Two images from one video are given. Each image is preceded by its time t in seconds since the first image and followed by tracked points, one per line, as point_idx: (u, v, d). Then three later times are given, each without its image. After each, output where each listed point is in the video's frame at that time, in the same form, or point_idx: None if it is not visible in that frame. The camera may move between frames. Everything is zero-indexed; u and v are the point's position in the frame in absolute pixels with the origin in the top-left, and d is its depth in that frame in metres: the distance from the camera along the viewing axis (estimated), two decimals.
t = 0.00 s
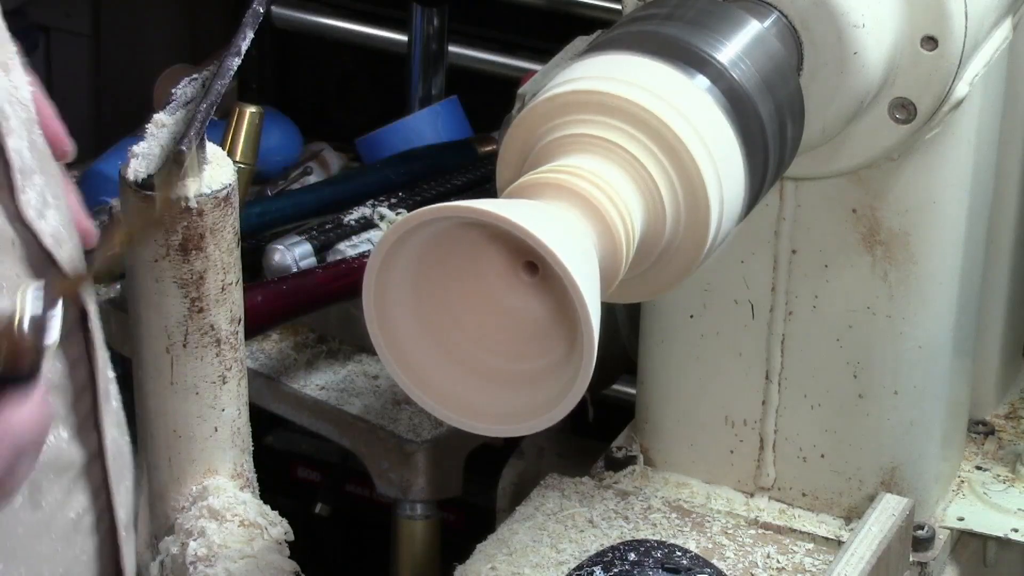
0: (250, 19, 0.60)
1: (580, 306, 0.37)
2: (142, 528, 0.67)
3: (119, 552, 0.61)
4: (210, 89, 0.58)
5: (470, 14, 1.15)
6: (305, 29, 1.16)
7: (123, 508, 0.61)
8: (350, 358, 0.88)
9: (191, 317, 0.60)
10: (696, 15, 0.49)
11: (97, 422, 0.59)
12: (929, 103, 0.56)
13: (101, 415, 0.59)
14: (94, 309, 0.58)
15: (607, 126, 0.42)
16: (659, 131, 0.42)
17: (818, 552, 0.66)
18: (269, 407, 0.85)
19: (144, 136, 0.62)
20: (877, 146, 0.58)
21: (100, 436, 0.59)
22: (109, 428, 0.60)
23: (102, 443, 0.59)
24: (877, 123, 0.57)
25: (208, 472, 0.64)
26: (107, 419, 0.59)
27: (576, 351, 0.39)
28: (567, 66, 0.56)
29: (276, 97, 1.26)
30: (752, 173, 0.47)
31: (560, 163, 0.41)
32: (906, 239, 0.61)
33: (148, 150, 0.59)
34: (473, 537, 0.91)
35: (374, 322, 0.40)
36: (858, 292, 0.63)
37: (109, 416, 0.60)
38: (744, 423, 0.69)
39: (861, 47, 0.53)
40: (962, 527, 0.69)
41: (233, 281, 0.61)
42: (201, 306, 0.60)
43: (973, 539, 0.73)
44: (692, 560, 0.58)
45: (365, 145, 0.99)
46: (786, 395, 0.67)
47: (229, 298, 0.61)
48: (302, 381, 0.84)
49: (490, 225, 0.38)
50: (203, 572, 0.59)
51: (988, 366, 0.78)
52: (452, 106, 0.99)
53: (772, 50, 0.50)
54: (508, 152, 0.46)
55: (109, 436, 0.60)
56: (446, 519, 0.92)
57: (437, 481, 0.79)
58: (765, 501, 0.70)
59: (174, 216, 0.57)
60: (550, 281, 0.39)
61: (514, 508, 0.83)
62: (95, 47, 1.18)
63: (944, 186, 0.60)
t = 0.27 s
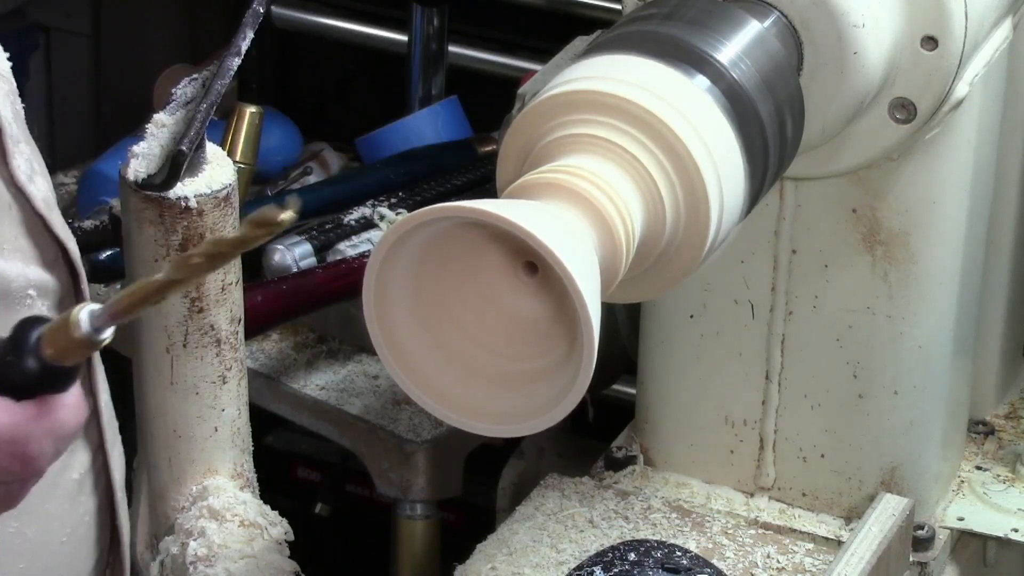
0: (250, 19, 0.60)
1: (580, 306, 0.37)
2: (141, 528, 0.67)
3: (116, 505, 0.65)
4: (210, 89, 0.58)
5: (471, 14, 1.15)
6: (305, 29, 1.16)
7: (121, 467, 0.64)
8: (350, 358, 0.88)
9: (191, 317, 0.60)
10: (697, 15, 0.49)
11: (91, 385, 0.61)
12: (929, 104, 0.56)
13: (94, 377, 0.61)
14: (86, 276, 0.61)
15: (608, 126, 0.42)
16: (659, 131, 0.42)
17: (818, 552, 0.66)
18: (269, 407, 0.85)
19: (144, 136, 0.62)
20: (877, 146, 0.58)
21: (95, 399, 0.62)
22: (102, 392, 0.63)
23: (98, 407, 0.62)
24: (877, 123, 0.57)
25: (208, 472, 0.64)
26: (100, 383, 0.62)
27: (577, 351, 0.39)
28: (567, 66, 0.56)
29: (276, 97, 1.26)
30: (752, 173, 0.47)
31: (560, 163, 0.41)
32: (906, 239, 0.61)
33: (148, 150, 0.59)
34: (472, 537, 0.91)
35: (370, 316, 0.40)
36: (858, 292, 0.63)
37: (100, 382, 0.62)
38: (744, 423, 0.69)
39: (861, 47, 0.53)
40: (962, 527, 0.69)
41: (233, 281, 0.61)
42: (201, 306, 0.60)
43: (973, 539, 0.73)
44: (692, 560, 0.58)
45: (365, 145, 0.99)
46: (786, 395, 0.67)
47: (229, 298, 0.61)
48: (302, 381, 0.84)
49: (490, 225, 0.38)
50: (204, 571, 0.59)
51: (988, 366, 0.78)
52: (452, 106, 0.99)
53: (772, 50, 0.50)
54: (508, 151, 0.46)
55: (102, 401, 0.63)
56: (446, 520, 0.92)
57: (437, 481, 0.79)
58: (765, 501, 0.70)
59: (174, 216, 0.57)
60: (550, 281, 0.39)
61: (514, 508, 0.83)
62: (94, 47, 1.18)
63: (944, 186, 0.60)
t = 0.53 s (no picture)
0: (250, 19, 0.60)
1: (581, 306, 0.37)
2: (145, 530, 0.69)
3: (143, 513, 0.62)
4: (210, 89, 0.58)
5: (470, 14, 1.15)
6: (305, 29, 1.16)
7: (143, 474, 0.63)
8: (350, 358, 0.88)
9: (191, 317, 0.60)
10: (697, 15, 0.49)
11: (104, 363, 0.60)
12: (929, 104, 0.56)
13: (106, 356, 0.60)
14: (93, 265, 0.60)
15: (607, 126, 0.42)
16: (659, 131, 0.42)
17: (818, 552, 0.66)
18: (269, 407, 0.85)
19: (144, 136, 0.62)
20: (877, 146, 0.58)
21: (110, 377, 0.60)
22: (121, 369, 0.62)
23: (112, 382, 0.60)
24: (877, 123, 0.57)
25: (208, 472, 0.64)
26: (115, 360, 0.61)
27: (577, 352, 0.39)
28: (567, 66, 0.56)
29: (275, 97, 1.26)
30: (752, 173, 0.47)
31: (560, 163, 0.41)
32: (906, 239, 0.61)
33: (148, 150, 0.59)
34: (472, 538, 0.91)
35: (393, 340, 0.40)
36: (858, 292, 0.63)
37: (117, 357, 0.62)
38: (744, 423, 0.69)
39: (861, 47, 0.53)
40: (962, 527, 0.69)
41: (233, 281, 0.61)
42: (201, 306, 0.60)
43: (974, 539, 0.73)
44: (692, 561, 0.58)
45: (365, 145, 0.99)
46: (787, 395, 0.67)
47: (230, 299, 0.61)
48: (302, 381, 0.84)
49: (490, 225, 0.38)
50: (204, 571, 0.59)
51: (988, 365, 0.78)
52: (452, 106, 0.99)
53: (773, 49, 0.50)
54: (508, 151, 0.46)
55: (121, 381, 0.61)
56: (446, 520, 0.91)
57: (437, 481, 0.79)
58: (766, 501, 0.70)
59: (174, 216, 0.57)
60: (550, 281, 0.39)
61: (514, 508, 0.83)
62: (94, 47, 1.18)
63: (944, 186, 0.60)
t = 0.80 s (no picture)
0: (250, 19, 0.60)
1: (581, 306, 0.37)
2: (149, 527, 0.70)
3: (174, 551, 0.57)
4: (210, 89, 0.58)
5: (470, 14, 1.15)
6: (304, 29, 1.16)
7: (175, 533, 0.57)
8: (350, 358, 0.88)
9: (191, 317, 0.60)
10: (697, 15, 0.49)
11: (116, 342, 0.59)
12: (929, 103, 0.56)
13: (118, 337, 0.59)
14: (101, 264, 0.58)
15: (607, 126, 0.42)
16: (659, 131, 0.42)
17: (818, 552, 0.66)
18: (270, 407, 0.85)
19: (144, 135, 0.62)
20: (877, 146, 0.58)
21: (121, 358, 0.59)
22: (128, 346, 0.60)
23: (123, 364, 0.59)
24: (877, 123, 0.57)
25: (208, 472, 0.64)
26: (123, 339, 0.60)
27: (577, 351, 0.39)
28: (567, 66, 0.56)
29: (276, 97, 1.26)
30: (752, 173, 0.47)
31: (560, 163, 0.41)
32: (906, 240, 0.61)
33: (149, 150, 0.59)
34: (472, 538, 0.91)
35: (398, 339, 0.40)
36: (858, 292, 0.63)
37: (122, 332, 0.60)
38: (744, 423, 0.69)
39: (861, 47, 0.53)
40: (962, 527, 0.69)
41: (233, 281, 0.61)
42: (201, 306, 0.60)
43: (973, 539, 0.73)
44: (692, 561, 0.58)
45: (365, 145, 0.99)
46: (786, 395, 0.67)
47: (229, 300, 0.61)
48: (302, 381, 0.84)
49: (490, 225, 0.38)
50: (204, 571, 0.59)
51: (988, 365, 0.78)
52: (452, 106, 0.99)
53: (773, 49, 0.50)
54: (508, 151, 0.46)
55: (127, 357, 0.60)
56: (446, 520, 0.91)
57: (437, 481, 0.79)
58: (766, 501, 0.70)
59: (174, 216, 0.57)
60: (550, 281, 0.39)
61: (514, 508, 0.83)
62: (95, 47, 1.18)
63: (945, 186, 0.60)
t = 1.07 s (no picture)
0: (250, 19, 0.60)
1: (581, 306, 0.37)
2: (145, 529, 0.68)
3: None
4: (210, 89, 0.58)
5: (470, 15, 1.15)
6: (304, 29, 1.16)
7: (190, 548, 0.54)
8: (350, 358, 0.88)
9: (191, 317, 0.60)
10: (696, 15, 0.49)
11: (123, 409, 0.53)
12: (929, 103, 0.56)
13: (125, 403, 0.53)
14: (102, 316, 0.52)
15: (607, 126, 0.42)
16: (658, 131, 0.42)
17: (818, 552, 0.66)
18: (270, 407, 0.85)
19: (144, 135, 0.62)
20: (877, 146, 0.58)
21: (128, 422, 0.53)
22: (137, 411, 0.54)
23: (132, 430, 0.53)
24: (877, 123, 0.57)
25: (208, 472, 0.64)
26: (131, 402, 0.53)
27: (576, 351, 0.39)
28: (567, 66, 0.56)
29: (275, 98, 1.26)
30: (752, 173, 0.47)
31: (560, 163, 0.42)
32: (906, 240, 0.61)
33: (149, 150, 0.59)
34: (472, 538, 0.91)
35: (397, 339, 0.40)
36: (858, 292, 0.63)
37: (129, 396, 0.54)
38: (744, 423, 0.69)
39: (861, 46, 0.53)
40: (962, 527, 0.69)
41: (233, 281, 0.61)
42: (201, 306, 0.60)
43: (973, 539, 0.73)
44: (692, 560, 0.58)
45: (365, 145, 0.99)
46: (787, 396, 0.67)
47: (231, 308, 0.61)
48: (302, 381, 0.84)
49: (490, 224, 0.38)
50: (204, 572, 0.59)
51: (988, 366, 0.78)
52: (452, 106, 0.99)
53: (773, 49, 0.50)
54: (508, 151, 0.46)
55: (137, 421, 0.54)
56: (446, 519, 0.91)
57: (437, 481, 0.79)
58: (766, 501, 0.70)
59: (174, 216, 0.57)
60: (550, 280, 0.39)
61: (514, 508, 0.83)
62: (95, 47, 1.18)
63: (945, 186, 0.60)
